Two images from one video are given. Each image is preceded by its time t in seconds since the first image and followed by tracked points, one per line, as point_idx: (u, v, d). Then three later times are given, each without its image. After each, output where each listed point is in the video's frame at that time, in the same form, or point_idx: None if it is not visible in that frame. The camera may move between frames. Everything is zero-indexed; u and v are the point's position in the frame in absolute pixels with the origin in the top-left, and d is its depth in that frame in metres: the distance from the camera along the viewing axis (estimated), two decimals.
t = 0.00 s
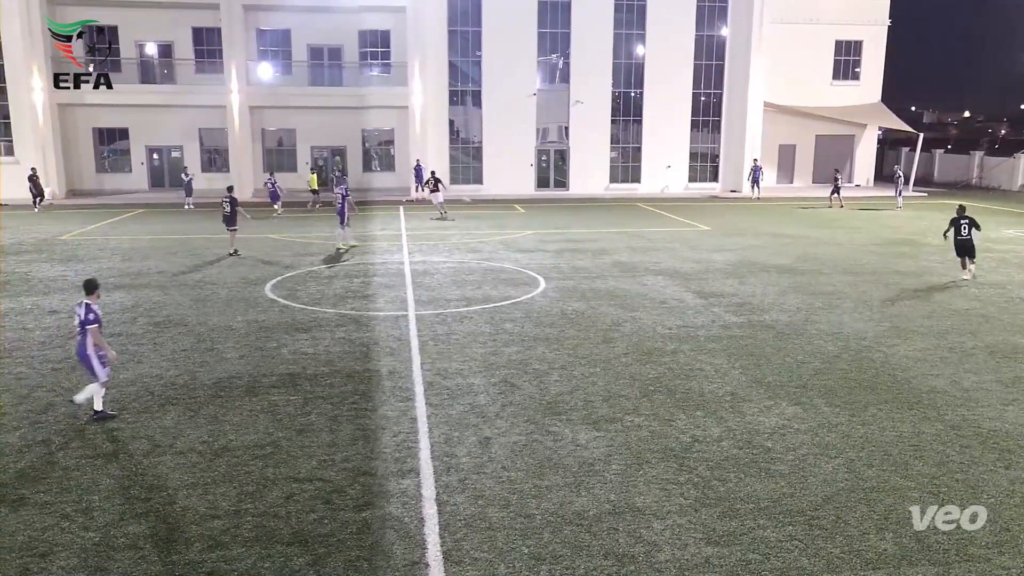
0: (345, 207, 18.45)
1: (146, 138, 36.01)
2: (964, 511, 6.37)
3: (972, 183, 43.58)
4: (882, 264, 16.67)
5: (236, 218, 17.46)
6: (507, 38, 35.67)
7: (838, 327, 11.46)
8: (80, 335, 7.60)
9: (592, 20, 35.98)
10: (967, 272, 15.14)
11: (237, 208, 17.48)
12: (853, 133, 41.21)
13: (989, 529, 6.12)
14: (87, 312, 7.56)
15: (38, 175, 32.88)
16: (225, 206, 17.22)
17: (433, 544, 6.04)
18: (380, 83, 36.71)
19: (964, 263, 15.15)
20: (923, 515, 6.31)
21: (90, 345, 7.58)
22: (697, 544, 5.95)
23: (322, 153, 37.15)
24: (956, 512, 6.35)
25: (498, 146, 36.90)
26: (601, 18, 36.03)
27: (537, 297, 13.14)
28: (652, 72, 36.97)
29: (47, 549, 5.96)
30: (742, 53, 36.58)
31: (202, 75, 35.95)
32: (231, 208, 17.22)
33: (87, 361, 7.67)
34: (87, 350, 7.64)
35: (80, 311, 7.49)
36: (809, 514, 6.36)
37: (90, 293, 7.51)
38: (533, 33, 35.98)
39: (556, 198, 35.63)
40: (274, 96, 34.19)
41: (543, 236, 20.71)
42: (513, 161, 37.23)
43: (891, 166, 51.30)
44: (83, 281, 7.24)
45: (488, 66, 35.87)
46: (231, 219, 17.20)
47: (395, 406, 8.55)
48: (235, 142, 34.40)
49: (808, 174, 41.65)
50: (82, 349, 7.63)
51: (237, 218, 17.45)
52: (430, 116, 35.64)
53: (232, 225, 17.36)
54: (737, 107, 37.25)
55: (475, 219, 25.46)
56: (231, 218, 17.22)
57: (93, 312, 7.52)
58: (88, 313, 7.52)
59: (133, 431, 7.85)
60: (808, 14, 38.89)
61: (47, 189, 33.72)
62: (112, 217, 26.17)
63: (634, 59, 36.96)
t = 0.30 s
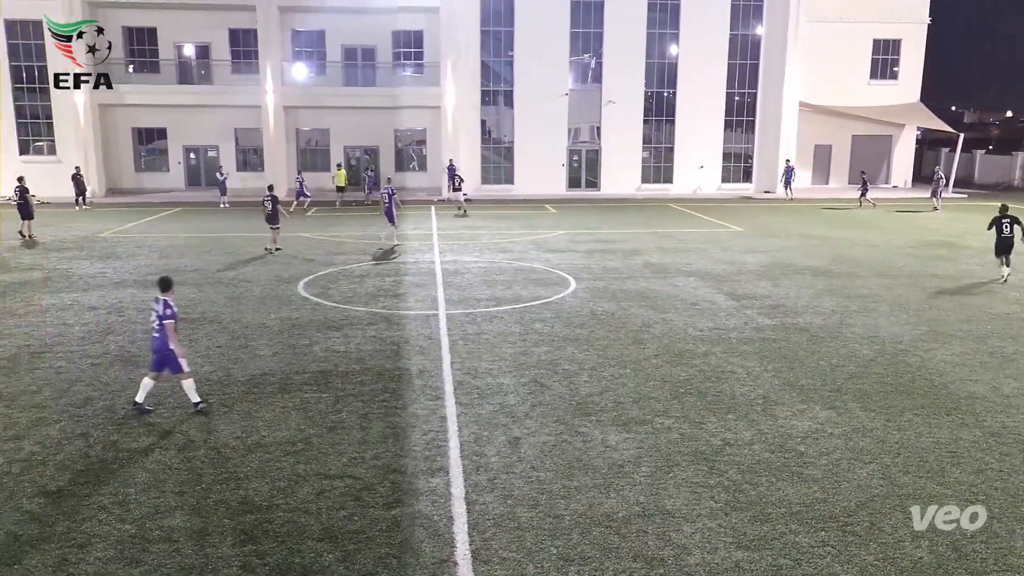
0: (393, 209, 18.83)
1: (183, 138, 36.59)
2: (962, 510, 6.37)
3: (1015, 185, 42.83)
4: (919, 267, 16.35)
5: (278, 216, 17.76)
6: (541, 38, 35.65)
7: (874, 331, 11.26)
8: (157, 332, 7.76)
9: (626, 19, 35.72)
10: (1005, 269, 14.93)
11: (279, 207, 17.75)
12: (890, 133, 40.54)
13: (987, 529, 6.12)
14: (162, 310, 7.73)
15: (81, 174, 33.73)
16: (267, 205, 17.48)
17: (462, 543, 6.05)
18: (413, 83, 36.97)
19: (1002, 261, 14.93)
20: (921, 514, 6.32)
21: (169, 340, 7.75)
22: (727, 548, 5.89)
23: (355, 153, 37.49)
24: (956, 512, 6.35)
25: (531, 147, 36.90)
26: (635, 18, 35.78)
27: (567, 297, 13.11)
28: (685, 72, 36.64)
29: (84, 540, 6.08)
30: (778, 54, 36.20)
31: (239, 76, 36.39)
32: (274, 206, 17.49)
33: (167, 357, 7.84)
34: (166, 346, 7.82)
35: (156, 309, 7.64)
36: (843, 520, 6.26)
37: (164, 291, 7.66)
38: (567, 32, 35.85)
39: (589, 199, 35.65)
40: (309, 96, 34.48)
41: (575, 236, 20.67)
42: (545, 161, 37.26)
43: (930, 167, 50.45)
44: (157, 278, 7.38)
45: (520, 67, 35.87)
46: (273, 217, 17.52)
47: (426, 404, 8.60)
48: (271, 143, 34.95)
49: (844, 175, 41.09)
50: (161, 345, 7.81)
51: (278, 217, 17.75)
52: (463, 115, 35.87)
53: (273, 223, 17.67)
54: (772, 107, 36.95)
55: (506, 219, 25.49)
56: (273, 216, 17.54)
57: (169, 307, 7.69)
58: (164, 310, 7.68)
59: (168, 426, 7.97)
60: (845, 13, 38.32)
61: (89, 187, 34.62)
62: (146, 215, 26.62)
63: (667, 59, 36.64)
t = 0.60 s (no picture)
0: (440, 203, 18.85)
1: (226, 138, 37.25)
2: (964, 510, 6.35)
3: None
4: (966, 270, 15.95)
5: (323, 213, 18.00)
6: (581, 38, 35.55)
7: (917, 335, 11.01)
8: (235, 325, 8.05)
9: (665, 19, 35.44)
10: None
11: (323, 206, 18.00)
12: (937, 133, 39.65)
13: (988, 530, 6.08)
14: (238, 302, 8.01)
15: (132, 172, 34.45)
16: (312, 203, 17.74)
17: (495, 542, 6.05)
18: (451, 83, 37.16)
19: None
20: (922, 514, 6.31)
21: (246, 332, 8.04)
22: (764, 553, 5.81)
23: (393, 154, 37.87)
24: (956, 511, 6.34)
25: (570, 147, 36.84)
26: (675, 17, 35.48)
27: (603, 298, 13.06)
28: (725, 71, 36.24)
29: (127, 531, 6.22)
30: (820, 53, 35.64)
31: (282, 77, 37.01)
32: (318, 205, 17.73)
33: (243, 348, 8.14)
34: (243, 337, 8.11)
35: (234, 302, 7.92)
36: (883, 528, 6.13)
37: (241, 285, 7.93)
38: (606, 32, 35.67)
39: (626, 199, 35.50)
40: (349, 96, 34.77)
41: (612, 236, 20.61)
42: (583, 162, 37.15)
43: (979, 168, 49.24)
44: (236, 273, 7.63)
45: (559, 67, 35.82)
46: (318, 216, 17.81)
47: (461, 403, 8.63)
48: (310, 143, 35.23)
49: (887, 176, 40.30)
50: (237, 337, 8.09)
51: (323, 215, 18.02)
52: (501, 115, 35.94)
53: (318, 221, 17.93)
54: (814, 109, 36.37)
55: (544, 218, 25.52)
56: (318, 214, 17.79)
57: (246, 300, 7.97)
58: (242, 302, 7.96)
59: (209, 421, 8.12)
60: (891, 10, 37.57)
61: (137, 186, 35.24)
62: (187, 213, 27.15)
63: (706, 58, 36.30)
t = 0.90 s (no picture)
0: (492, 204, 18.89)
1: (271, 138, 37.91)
2: (963, 510, 6.35)
3: None
4: (1019, 275, 15.49)
5: (370, 212, 18.21)
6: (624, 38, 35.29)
7: (968, 341, 10.73)
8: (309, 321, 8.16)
9: (709, 17, 35.03)
10: None
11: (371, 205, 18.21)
12: (990, 134, 38.54)
13: (986, 531, 6.08)
14: (311, 300, 8.06)
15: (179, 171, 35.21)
16: (360, 202, 17.98)
17: (532, 542, 6.05)
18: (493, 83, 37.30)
19: None
20: (921, 514, 6.32)
21: (319, 329, 8.17)
22: (805, 560, 5.71)
23: (435, 153, 38.20)
24: (955, 510, 6.34)
25: (611, 147, 36.72)
26: (718, 16, 35.11)
27: (643, 299, 12.99)
28: (771, 71, 35.70)
29: (172, 521, 6.35)
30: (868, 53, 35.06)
31: (325, 78, 37.41)
32: (367, 204, 17.94)
33: (314, 343, 8.30)
34: (315, 332, 8.25)
35: (308, 300, 7.99)
36: (929, 537, 5.98)
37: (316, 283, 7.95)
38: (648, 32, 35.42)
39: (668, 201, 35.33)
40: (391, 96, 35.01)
41: (652, 237, 20.48)
42: (622, 162, 36.99)
43: None
44: (311, 277, 7.60)
45: (602, 68, 35.65)
46: (366, 216, 18.06)
47: (499, 402, 8.64)
48: (352, 141, 35.52)
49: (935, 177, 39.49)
50: (310, 333, 8.23)
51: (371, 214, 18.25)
52: (543, 116, 35.90)
53: (365, 220, 18.15)
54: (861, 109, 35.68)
55: (583, 218, 25.45)
56: (365, 213, 18.03)
57: (321, 297, 8.03)
58: (317, 300, 8.03)
59: (252, 415, 8.26)
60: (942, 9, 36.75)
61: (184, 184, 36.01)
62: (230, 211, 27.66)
63: (751, 58, 35.79)
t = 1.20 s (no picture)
0: (542, 203, 18.95)
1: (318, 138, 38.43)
2: (963, 510, 6.35)
3: None
4: None
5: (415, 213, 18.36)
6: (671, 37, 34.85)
7: None
8: (381, 316, 8.31)
9: (757, 16, 34.36)
10: None
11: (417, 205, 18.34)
12: None
13: (987, 531, 6.08)
14: (379, 294, 8.23)
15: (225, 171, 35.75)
16: (406, 201, 18.14)
17: (570, 543, 6.03)
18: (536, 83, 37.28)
19: None
20: (921, 514, 6.32)
21: (392, 322, 8.32)
22: (849, 569, 5.59)
23: (477, 153, 38.33)
24: (955, 511, 6.34)
25: (656, 147, 36.21)
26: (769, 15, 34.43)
27: (686, 300, 12.88)
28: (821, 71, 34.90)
29: (217, 514, 6.48)
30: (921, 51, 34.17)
31: (369, 78, 38.06)
32: (414, 203, 18.12)
33: (389, 336, 8.45)
34: (388, 325, 8.40)
35: (378, 295, 8.15)
36: (980, 550, 5.82)
37: (383, 277, 8.14)
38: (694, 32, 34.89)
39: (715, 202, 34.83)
40: (436, 96, 35.26)
41: (695, 238, 20.25)
42: (665, 162, 36.52)
43: None
44: (379, 269, 7.75)
45: (647, 67, 35.22)
46: (411, 215, 18.20)
47: (539, 402, 8.64)
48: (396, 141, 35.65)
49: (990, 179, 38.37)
50: (383, 327, 8.37)
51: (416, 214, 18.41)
52: (587, 116, 35.53)
53: (410, 220, 18.28)
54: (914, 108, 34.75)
55: (625, 219, 25.28)
56: (411, 212, 18.18)
57: (390, 290, 8.21)
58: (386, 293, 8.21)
59: (296, 411, 8.38)
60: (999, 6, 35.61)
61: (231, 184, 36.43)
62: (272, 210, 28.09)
63: (800, 57, 34.99)
